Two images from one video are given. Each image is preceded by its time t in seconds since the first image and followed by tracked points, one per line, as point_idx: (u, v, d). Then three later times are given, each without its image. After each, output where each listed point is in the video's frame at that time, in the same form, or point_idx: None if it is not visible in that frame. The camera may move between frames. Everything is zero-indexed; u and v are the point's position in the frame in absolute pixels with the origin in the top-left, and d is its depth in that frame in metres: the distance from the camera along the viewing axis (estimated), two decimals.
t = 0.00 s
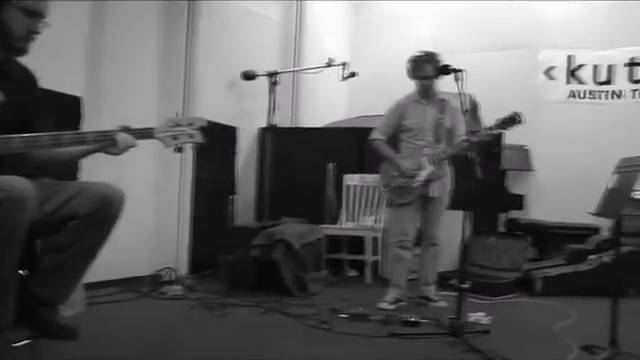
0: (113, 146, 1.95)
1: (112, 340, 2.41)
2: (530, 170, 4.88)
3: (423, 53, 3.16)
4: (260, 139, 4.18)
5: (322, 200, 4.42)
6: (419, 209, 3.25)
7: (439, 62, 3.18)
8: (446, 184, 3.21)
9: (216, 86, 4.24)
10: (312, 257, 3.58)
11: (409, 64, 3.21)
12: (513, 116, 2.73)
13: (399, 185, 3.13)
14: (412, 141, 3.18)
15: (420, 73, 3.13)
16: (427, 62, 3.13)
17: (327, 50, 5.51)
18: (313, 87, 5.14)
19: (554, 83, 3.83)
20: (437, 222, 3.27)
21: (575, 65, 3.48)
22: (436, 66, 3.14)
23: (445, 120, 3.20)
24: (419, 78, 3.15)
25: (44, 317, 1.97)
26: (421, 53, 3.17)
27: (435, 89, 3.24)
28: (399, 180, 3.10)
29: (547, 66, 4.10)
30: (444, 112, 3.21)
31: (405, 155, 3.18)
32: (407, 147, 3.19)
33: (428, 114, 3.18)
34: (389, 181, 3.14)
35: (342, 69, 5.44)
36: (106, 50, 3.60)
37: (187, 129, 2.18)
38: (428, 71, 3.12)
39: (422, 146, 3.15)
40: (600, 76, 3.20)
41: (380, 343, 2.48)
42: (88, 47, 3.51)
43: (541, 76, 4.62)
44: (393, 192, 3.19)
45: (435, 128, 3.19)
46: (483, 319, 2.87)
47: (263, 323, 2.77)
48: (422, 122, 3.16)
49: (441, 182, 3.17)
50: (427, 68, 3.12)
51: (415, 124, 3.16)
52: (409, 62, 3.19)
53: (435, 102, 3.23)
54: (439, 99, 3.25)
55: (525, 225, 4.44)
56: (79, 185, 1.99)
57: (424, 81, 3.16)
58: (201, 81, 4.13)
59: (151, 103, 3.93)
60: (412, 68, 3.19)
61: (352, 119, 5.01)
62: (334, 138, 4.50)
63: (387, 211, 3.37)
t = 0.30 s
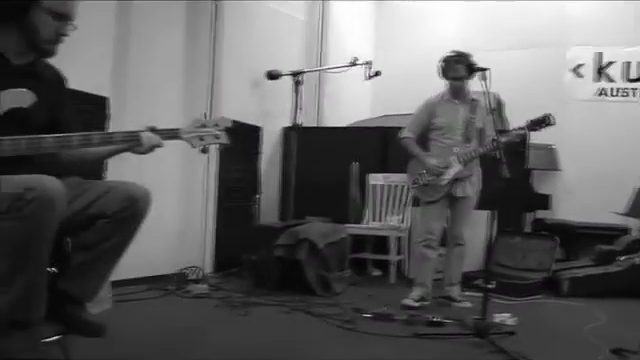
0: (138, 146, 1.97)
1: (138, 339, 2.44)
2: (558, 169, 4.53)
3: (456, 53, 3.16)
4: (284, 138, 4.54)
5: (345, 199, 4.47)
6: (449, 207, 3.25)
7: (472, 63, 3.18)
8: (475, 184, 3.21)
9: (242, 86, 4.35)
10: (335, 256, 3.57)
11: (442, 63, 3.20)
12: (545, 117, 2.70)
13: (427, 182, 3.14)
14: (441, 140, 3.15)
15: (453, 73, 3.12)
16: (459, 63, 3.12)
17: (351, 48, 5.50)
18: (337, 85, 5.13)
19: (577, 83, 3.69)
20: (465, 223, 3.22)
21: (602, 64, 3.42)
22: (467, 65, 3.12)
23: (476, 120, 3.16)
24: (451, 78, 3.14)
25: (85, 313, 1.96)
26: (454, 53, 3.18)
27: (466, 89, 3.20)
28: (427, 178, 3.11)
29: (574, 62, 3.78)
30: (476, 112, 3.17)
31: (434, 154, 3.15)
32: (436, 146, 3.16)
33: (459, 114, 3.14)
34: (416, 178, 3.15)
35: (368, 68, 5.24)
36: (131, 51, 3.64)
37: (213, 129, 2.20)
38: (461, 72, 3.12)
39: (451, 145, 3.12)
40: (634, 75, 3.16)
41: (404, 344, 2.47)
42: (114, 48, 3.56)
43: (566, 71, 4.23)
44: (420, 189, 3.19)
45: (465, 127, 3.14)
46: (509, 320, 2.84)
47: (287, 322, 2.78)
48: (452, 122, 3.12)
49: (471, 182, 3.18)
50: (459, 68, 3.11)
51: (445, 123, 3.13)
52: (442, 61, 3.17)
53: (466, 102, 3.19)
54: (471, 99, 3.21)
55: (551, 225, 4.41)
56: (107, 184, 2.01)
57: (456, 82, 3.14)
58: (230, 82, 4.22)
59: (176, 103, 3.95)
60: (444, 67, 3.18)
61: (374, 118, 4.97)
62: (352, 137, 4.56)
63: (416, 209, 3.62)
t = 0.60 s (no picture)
0: (163, 145, 1.86)
1: (163, 338, 2.46)
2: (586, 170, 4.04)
3: (485, 53, 3.10)
4: (307, 138, 4.73)
5: (368, 199, 4.46)
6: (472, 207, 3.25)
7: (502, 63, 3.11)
8: (500, 185, 3.17)
9: (264, 86, 4.38)
10: (359, 256, 3.56)
11: (471, 63, 3.17)
12: (571, 117, 2.67)
13: (451, 182, 3.12)
14: (466, 139, 3.14)
15: (481, 73, 3.09)
16: (487, 63, 3.07)
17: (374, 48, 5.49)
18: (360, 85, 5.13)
19: (605, 81, 3.61)
20: (489, 224, 3.20)
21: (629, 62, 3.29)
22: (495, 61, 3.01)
23: (502, 121, 3.13)
24: (478, 79, 3.11)
25: (109, 316, 1.83)
26: (483, 53, 3.11)
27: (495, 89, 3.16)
28: (450, 178, 3.09)
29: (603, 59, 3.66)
30: (502, 113, 3.14)
31: (458, 153, 3.14)
32: (461, 145, 3.15)
33: (485, 113, 3.12)
34: (439, 177, 3.14)
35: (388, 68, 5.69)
36: (156, 52, 3.66)
37: (237, 129, 2.20)
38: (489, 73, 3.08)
39: (475, 145, 3.10)
40: None
41: (427, 344, 2.46)
42: (141, 49, 3.59)
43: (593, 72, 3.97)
44: (444, 188, 3.16)
45: (489, 127, 3.12)
46: (534, 322, 2.81)
47: (310, 322, 2.77)
48: (478, 121, 3.11)
49: (494, 181, 3.14)
50: (487, 69, 3.07)
51: (470, 122, 3.13)
52: (471, 61, 3.14)
53: (494, 103, 3.15)
54: (499, 100, 3.17)
55: (578, 226, 4.09)
56: (133, 183, 1.82)
57: (484, 82, 3.11)
58: (252, 83, 4.28)
59: (198, 103, 3.94)
60: (473, 67, 3.15)
61: (397, 118, 4.96)
62: (375, 138, 4.48)
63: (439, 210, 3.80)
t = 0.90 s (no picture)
0: (188, 144, 1.96)
1: (188, 337, 2.48)
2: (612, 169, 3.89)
3: (510, 50, 3.03)
4: (330, 138, 4.73)
5: (391, 199, 4.48)
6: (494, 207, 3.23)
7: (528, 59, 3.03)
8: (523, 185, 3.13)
9: (288, 87, 4.39)
10: (382, 256, 3.55)
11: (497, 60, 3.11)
12: (599, 118, 2.63)
13: (472, 181, 3.11)
14: (488, 138, 3.13)
15: (506, 71, 3.03)
16: (512, 60, 2.99)
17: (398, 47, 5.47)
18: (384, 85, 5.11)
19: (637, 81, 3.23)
20: (511, 224, 3.17)
21: None
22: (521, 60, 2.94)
23: (526, 120, 3.11)
24: (503, 77, 3.07)
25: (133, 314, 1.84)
26: (508, 50, 3.04)
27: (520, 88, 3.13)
28: (473, 177, 3.08)
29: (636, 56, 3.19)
30: (526, 112, 3.11)
31: (481, 152, 3.13)
32: (483, 144, 3.14)
33: (508, 112, 3.10)
34: (461, 177, 3.12)
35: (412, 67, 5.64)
36: (180, 53, 3.69)
37: (261, 128, 2.22)
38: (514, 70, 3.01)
39: (498, 144, 3.08)
40: None
41: (452, 346, 2.45)
42: (166, 50, 3.63)
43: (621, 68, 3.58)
44: (465, 188, 3.16)
45: (514, 127, 3.10)
46: (561, 324, 2.77)
47: (333, 322, 2.77)
48: (501, 120, 3.09)
49: (517, 182, 3.10)
50: (512, 66, 3.00)
51: (493, 121, 3.11)
52: (496, 58, 3.08)
53: (518, 101, 3.13)
54: (523, 99, 3.14)
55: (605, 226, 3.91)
56: (158, 183, 1.83)
57: (508, 80, 3.06)
58: (276, 84, 4.28)
59: (221, 103, 3.96)
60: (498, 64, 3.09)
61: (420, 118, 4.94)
62: (398, 139, 4.49)
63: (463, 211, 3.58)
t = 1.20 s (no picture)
0: (214, 144, 1.97)
1: (214, 336, 2.50)
2: None
3: (529, 49, 3.03)
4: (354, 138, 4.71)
5: (415, 199, 4.46)
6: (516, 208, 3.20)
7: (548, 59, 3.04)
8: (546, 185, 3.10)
9: (311, 86, 4.39)
10: (406, 256, 3.53)
11: (516, 59, 3.09)
12: (624, 119, 2.58)
13: (493, 183, 3.07)
14: (509, 139, 3.09)
15: (528, 70, 3.02)
16: (533, 60, 3.00)
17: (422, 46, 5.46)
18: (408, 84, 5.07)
19: None
20: (534, 225, 3.13)
21: None
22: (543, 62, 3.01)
23: (546, 120, 3.07)
24: (524, 76, 3.05)
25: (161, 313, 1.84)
26: (528, 49, 3.04)
27: (539, 86, 3.09)
28: (495, 179, 3.04)
29: None
30: (546, 111, 3.08)
31: (501, 153, 3.10)
32: (504, 144, 3.11)
33: (528, 112, 3.07)
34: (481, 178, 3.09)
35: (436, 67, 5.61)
36: (204, 53, 3.72)
37: (286, 126, 2.25)
38: (537, 71, 3.01)
39: (520, 144, 3.05)
40: None
41: (476, 347, 2.42)
42: (190, 51, 3.66)
43: None
44: (486, 189, 3.10)
45: (534, 127, 3.06)
46: (588, 327, 2.73)
47: (356, 322, 2.77)
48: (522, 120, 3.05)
49: (540, 182, 3.07)
50: (533, 66, 3.01)
51: (514, 121, 3.07)
52: (516, 57, 3.06)
53: (537, 100, 3.09)
54: (542, 98, 3.10)
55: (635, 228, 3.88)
56: (184, 182, 1.85)
57: (529, 80, 3.04)
58: (299, 84, 4.28)
59: (245, 103, 3.99)
60: (518, 64, 3.08)
61: (445, 117, 4.90)
62: (422, 138, 4.46)
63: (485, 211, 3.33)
